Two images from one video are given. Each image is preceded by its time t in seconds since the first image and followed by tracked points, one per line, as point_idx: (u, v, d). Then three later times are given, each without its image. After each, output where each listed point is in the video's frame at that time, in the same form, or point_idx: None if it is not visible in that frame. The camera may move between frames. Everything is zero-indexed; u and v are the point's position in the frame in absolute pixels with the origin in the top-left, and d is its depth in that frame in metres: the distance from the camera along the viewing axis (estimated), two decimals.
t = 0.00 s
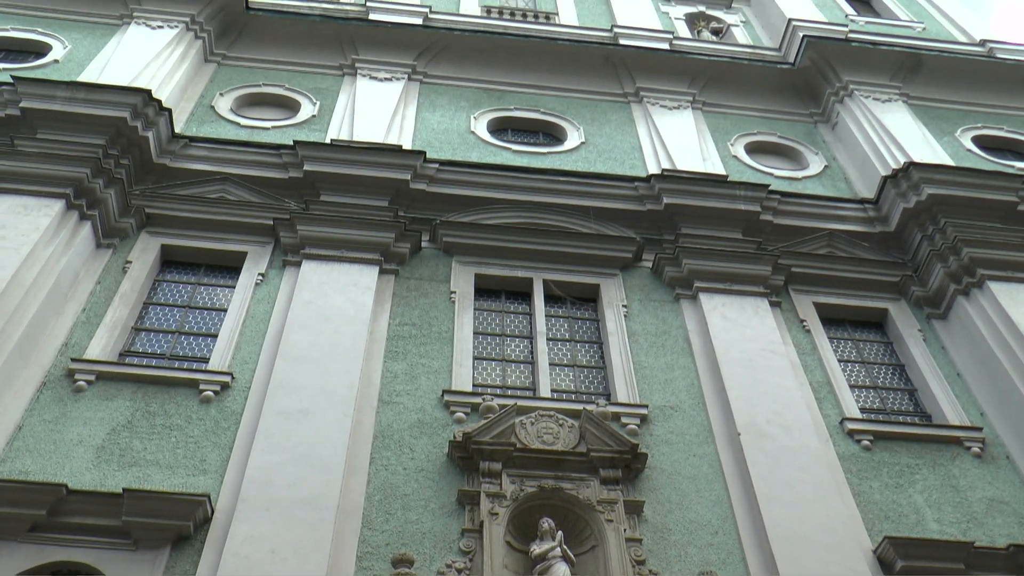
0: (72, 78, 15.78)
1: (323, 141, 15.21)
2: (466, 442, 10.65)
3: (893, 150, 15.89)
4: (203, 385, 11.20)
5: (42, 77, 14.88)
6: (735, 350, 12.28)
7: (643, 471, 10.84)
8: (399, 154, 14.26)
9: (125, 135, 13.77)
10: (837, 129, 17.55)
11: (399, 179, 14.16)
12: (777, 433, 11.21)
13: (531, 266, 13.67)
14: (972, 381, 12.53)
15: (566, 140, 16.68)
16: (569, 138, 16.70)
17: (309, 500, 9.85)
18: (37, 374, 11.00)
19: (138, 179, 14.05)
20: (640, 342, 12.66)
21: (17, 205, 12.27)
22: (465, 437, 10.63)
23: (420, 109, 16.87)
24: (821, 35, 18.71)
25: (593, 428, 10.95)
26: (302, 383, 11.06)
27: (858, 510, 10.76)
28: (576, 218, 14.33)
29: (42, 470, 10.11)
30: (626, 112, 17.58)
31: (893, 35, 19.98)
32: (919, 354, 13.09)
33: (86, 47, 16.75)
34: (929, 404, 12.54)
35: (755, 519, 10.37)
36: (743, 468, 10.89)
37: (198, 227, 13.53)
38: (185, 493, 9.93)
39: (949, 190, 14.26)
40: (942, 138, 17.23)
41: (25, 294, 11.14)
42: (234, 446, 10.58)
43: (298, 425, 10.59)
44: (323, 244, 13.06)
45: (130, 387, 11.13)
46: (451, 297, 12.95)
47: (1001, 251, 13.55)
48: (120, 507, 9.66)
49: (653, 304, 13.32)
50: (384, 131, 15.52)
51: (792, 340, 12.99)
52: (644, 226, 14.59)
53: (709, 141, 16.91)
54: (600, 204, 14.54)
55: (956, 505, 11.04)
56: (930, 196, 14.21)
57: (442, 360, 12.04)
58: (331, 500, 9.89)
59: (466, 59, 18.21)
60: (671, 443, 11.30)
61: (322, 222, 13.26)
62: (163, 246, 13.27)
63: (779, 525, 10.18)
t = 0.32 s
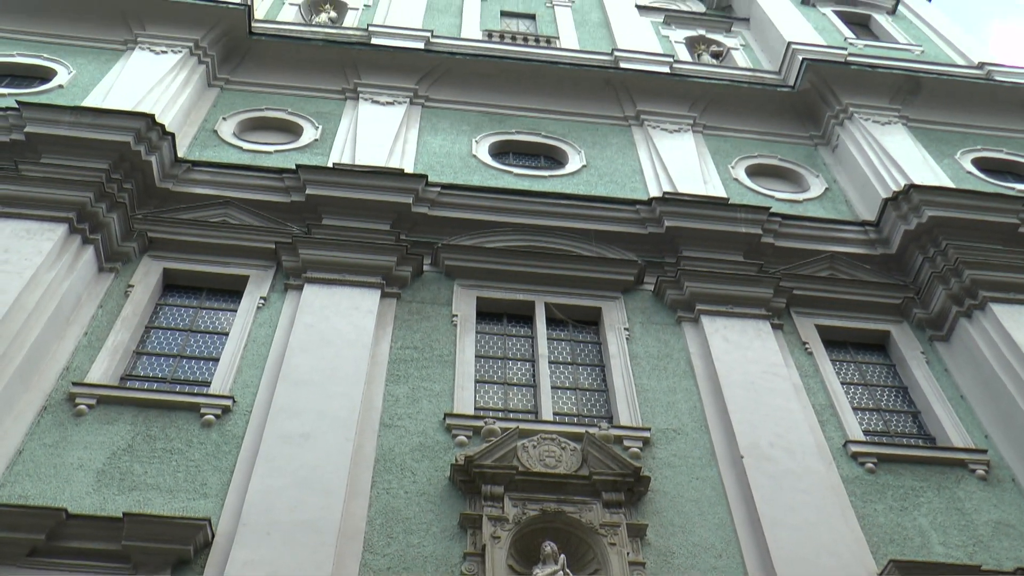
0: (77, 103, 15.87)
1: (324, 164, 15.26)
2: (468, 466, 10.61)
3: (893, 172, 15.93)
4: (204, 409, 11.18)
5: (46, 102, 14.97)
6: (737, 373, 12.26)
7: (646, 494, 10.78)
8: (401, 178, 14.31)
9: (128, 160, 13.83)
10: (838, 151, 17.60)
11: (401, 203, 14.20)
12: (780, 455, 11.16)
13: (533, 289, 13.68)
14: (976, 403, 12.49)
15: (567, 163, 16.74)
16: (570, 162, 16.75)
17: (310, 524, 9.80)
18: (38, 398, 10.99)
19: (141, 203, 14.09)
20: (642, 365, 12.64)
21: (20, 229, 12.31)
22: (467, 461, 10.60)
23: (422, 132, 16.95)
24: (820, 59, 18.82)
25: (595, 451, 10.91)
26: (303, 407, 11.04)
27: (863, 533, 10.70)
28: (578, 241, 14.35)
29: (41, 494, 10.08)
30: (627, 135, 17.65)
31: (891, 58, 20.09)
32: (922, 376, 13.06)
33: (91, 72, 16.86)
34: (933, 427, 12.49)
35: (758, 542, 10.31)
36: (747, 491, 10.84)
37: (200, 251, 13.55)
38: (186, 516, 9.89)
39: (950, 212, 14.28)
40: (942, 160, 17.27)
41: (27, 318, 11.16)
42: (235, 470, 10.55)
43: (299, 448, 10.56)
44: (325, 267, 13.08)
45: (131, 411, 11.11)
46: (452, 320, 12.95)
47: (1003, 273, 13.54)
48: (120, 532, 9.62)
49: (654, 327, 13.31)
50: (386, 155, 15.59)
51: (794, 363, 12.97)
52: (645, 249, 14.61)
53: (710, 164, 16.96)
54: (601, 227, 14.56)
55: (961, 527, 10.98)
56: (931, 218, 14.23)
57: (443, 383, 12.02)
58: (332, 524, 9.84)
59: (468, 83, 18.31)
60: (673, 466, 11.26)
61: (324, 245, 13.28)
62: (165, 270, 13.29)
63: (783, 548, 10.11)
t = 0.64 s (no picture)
0: (80, 139, 15.97)
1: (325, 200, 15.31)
2: (469, 501, 10.55)
3: (892, 206, 15.98)
4: (202, 445, 11.13)
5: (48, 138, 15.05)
6: (739, 407, 12.21)
7: (648, 529, 10.69)
8: (402, 213, 14.35)
9: (130, 196, 13.88)
10: (836, 186, 17.67)
11: (401, 238, 14.22)
12: (782, 490, 11.09)
13: (533, 324, 13.67)
14: (979, 437, 12.43)
15: (566, 198, 16.79)
16: (570, 196, 16.82)
17: (309, 560, 9.70)
18: (36, 434, 10.95)
19: (142, 239, 14.13)
20: (642, 400, 12.60)
21: (21, 264, 12.33)
22: (467, 496, 10.53)
23: (422, 168, 17.03)
24: (817, 94, 18.95)
25: (596, 486, 10.84)
26: (303, 442, 10.99)
27: (867, 569, 10.60)
28: (578, 276, 14.37)
29: (37, 531, 10.00)
30: (626, 170, 17.72)
31: (888, 93, 20.23)
32: (925, 410, 13.02)
33: (94, 108, 16.97)
34: (936, 461, 12.43)
35: None
36: (750, 527, 10.75)
37: (201, 287, 13.56)
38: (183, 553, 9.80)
39: (949, 246, 14.31)
40: (941, 194, 17.33)
41: (26, 354, 11.14)
42: (233, 507, 10.48)
43: (298, 485, 10.49)
44: (325, 302, 13.08)
45: (129, 447, 11.06)
46: (453, 356, 12.93)
47: (1004, 306, 13.53)
48: (116, 569, 9.52)
49: (655, 362, 13.29)
50: (387, 190, 15.65)
51: (795, 397, 12.93)
52: (645, 284, 14.62)
53: (709, 199, 17.02)
54: (601, 262, 14.58)
55: (967, 563, 10.87)
56: (930, 252, 14.26)
57: (443, 419, 11.97)
58: (331, 560, 9.74)
59: (468, 118, 18.43)
60: (675, 502, 11.19)
61: (325, 281, 13.29)
62: (165, 305, 13.29)
63: None
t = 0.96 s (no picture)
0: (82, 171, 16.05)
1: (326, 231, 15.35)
2: (470, 532, 10.48)
3: (892, 235, 16.01)
4: (201, 476, 11.08)
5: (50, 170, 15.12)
6: (741, 437, 12.16)
7: (649, 560, 10.62)
8: (402, 244, 14.37)
9: (131, 227, 13.92)
10: (836, 215, 17.72)
11: (401, 269, 14.24)
12: (786, 519, 11.01)
13: (534, 354, 13.65)
14: (984, 466, 12.37)
15: (566, 229, 16.84)
16: (570, 227, 16.86)
17: None
18: (34, 465, 10.91)
19: (143, 270, 14.15)
20: (643, 430, 12.56)
21: (22, 295, 12.35)
22: (468, 527, 10.46)
23: (423, 198, 17.08)
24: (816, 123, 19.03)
25: (597, 516, 10.77)
26: (303, 473, 10.94)
27: None
28: (578, 306, 14.37)
29: (34, 563, 9.94)
30: (626, 200, 17.78)
31: (886, 123, 20.34)
32: (928, 439, 12.96)
33: (96, 140, 17.07)
34: (940, 491, 12.36)
35: None
36: (752, 557, 10.68)
37: (201, 317, 13.56)
38: None
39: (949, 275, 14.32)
40: (940, 223, 17.37)
41: (25, 385, 11.13)
42: (232, 538, 10.41)
43: (298, 515, 10.43)
44: (326, 333, 13.08)
45: (127, 478, 11.01)
46: (453, 386, 12.91)
47: (1006, 334, 13.51)
48: None
49: (656, 392, 13.26)
50: (388, 221, 15.69)
51: (798, 427, 12.88)
52: (646, 314, 14.61)
53: (709, 229, 17.05)
54: (601, 291, 14.59)
55: None
56: (931, 281, 14.27)
57: (444, 449, 11.92)
58: None
59: (468, 149, 18.52)
60: (677, 532, 11.12)
61: (326, 311, 13.29)
62: (165, 336, 13.28)
63: None
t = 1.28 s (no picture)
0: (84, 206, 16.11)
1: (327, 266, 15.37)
2: (472, 568, 10.39)
3: (892, 267, 16.02)
4: (200, 512, 11.00)
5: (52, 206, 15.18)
6: (744, 471, 12.09)
7: None
8: (403, 278, 14.38)
9: (132, 262, 13.95)
10: (836, 248, 17.75)
11: (402, 304, 14.24)
12: (791, 554, 10.91)
13: (535, 388, 13.61)
14: (989, 499, 12.28)
15: (567, 263, 16.86)
16: (571, 260, 16.89)
17: None
18: (33, 502, 10.84)
19: (144, 305, 14.15)
20: (645, 464, 12.50)
21: (23, 331, 12.35)
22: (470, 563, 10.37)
23: (424, 233, 17.12)
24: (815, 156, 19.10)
25: (600, 551, 10.68)
26: (303, 509, 10.86)
27: None
28: (579, 340, 14.35)
29: None
30: (627, 234, 17.81)
31: (885, 155, 20.43)
32: (933, 472, 12.88)
33: (98, 176, 17.15)
34: (946, 524, 12.25)
35: None
36: None
37: (202, 352, 13.53)
38: None
39: (951, 307, 14.32)
40: (941, 256, 17.39)
41: (24, 422, 11.10)
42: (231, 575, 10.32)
43: (298, 551, 10.34)
44: (327, 367, 13.05)
45: (126, 515, 10.93)
46: (454, 421, 12.86)
47: (1009, 366, 13.47)
48: None
49: (658, 426, 13.21)
50: (388, 256, 15.71)
51: (801, 460, 12.81)
52: (647, 347, 14.58)
53: (710, 262, 17.07)
54: (603, 325, 14.57)
55: None
56: (932, 313, 14.27)
57: (445, 484, 11.85)
58: None
59: (468, 184, 18.59)
60: (680, 567, 11.02)
61: (327, 346, 13.27)
62: (166, 371, 13.25)
63: None
